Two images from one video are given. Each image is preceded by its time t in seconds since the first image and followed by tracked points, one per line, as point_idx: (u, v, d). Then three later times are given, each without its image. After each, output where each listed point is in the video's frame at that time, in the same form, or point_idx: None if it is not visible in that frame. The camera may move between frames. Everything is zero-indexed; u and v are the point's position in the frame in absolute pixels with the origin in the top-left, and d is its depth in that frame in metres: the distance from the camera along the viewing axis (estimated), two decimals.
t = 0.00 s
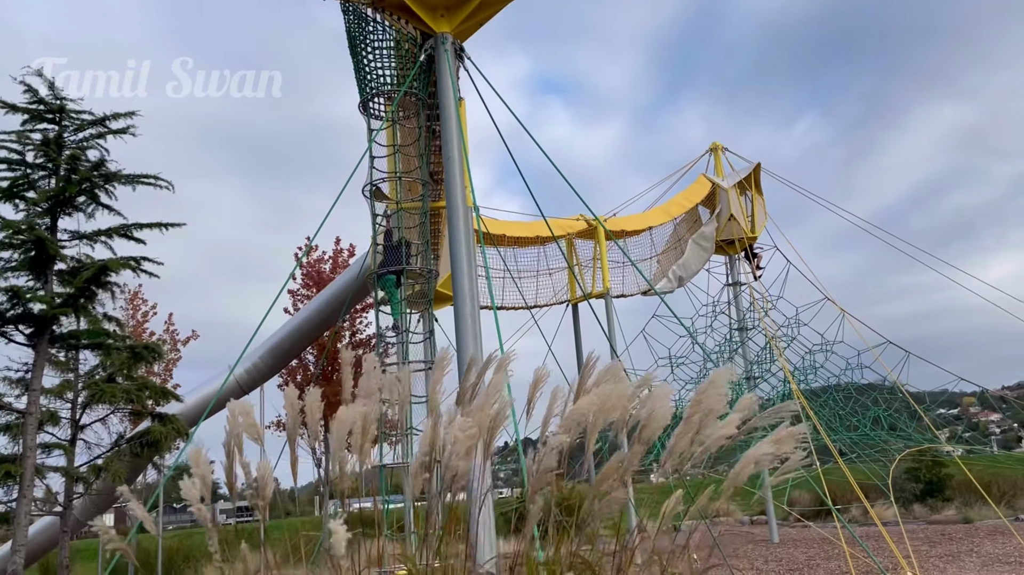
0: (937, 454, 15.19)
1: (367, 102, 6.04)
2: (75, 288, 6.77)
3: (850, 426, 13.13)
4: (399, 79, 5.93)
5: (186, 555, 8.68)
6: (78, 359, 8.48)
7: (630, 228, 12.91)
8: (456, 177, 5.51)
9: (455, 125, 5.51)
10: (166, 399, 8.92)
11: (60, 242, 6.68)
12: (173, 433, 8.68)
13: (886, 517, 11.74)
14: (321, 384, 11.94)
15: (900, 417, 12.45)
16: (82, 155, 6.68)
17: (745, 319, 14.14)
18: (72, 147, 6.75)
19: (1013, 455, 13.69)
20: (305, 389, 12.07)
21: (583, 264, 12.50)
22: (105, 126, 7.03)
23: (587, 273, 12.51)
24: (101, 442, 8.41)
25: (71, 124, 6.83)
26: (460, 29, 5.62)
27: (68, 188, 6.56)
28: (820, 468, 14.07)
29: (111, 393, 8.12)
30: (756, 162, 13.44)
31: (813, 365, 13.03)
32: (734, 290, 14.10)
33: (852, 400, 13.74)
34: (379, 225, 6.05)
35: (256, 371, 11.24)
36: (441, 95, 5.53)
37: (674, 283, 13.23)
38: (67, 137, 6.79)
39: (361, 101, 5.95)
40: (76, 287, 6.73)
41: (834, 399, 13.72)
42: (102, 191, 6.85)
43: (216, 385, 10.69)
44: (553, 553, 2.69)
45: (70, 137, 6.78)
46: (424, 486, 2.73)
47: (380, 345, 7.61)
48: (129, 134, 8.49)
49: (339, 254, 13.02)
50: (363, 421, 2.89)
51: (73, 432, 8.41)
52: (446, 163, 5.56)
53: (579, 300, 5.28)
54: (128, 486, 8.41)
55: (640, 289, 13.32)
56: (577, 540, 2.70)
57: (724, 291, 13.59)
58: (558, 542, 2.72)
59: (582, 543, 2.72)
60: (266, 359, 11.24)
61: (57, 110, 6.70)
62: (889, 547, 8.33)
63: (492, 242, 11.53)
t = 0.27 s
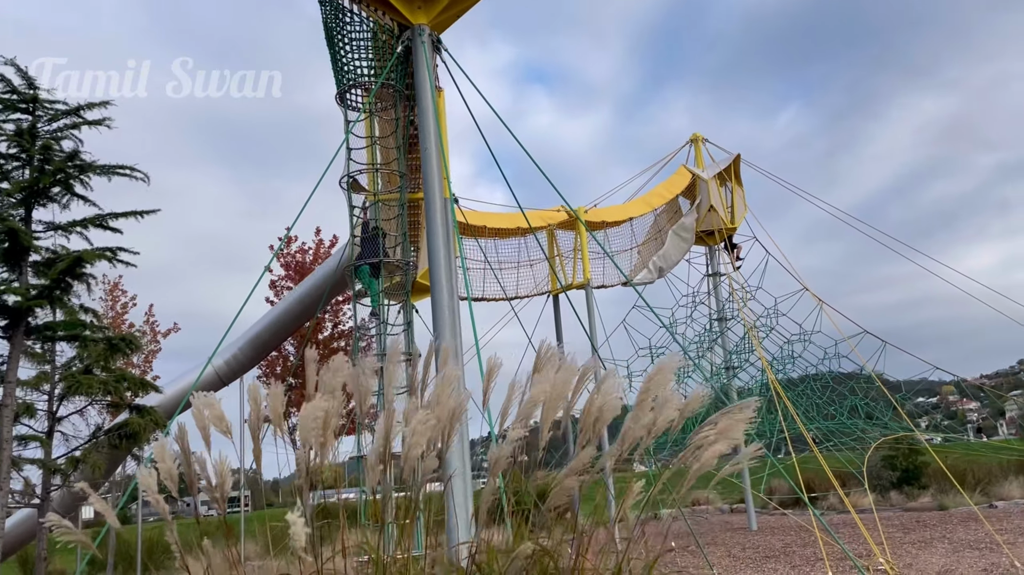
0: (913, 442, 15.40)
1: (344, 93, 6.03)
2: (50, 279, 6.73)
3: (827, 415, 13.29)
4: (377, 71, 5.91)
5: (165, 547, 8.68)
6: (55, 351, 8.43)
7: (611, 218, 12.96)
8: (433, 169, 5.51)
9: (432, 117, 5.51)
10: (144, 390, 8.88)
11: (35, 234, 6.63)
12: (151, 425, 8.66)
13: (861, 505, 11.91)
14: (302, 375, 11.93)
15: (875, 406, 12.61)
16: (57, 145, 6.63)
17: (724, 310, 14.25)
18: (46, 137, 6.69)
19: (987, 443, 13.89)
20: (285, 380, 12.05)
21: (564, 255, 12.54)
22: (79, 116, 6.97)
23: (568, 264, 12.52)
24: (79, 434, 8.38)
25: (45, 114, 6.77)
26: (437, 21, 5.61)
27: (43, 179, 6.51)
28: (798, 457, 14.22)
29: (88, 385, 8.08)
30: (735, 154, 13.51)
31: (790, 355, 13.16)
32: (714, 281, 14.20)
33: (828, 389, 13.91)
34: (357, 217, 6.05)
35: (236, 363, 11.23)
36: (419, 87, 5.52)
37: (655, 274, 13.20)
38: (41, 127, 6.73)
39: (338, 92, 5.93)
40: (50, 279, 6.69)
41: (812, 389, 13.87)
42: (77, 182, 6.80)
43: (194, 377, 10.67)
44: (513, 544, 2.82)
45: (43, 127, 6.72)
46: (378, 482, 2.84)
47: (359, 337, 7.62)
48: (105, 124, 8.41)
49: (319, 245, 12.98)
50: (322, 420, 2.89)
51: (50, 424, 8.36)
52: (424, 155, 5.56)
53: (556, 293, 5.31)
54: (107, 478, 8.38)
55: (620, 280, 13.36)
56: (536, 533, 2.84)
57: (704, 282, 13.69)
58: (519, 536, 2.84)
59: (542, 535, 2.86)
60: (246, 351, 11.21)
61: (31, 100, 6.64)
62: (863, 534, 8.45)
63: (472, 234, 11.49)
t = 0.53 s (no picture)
0: (884, 430, 15.67)
1: (319, 84, 6.03)
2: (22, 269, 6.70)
3: (798, 403, 13.48)
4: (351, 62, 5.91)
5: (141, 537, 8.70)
6: (27, 341, 8.38)
7: (588, 209, 13.06)
8: (407, 159, 5.52)
9: (406, 109, 5.53)
10: (118, 380, 8.87)
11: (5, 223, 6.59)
12: (126, 415, 8.66)
13: (830, 491, 12.12)
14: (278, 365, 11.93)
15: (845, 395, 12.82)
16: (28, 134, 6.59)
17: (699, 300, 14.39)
18: (17, 126, 6.65)
19: (954, 431, 14.16)
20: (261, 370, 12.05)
21: (541, 246, 12.60)
22: (50, 104, 6.93)
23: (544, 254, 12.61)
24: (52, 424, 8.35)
25: (15, 103, 6.72)
26: (411, 13, 5.62)
27: (14, 168, 6.47)
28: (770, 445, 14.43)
29: (62, 375, 8.05)
30: (711, 145, 13.62)
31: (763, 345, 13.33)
32: (689, 271, 14.35)
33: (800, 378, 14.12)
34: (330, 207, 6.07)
35: (211, 351, 11.22)
36: (393, 78, 5.53)
37: (630, 265, 13.29)
38: (12, 116, 6.68)
39: (312, 83, 5.94)
40: (22, 269, 6.67)
41: (784, 378, 14.06)
42: (49, 171, 6.77)
43: (170, 367, 10.66)
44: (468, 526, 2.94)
45: (14, 116, 6.68)
46: (340, 468, 2.92)
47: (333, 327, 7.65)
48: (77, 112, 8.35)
49: (294, 233, 12.96)
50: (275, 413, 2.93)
51: (23, 414, 8.33)
52: (398, 146, 5.57)
53: (527, 284, 5.33)
54: (81, 468, 8.37)
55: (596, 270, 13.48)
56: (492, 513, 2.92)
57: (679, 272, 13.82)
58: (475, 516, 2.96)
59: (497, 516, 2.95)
60: (221, 341, 11.21)
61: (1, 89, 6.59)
62: (829, 521, 8.62)
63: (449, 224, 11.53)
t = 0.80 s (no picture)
0: (856, 422, 15.89)
1: (293, 76, 6.01)
2: None
3: (772, 395, 13.61)
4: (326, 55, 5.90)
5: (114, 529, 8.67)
6: None
7: (566, 202, 13.11)
8: (382, 152, 5.51)
9: (380, 104, 5.53)
10: (91, 371, 8.80)
11: None
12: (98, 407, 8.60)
13: (802, 482, 12.27)
14: (253, 357, 11.89)
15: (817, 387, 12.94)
16: None
17: (674, 293, 14.48)
18: None
19: (925, 423, 14.36)
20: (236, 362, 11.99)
21: (518, 238, 12.61)
22: (21, 94, 6.86)
23: (522, 247, 12.58)
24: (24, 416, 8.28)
25: None
26: (387, 7, 5.61)
27: None
28: (744, 437, 14.56)
29: (33, 367, 7.98)
30: (688, 139, 13.71)
31: (738, 337, 13.46)
32: (665, 264, 14.44)
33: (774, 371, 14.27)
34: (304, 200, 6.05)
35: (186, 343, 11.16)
36: (368, 70, 5.52)
37: (607, 258, 13.42)
38: None
39: (287, 76, 5.92)
40: None
41: (758, 370, 14.17)
42: (19, 162, 6.71)
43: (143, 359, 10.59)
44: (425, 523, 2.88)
45: None
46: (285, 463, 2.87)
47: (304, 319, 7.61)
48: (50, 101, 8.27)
49: (269, 225, 12.90)
50: (218, 419, 2.59)
51: None
52: (373, 139, 5.56)
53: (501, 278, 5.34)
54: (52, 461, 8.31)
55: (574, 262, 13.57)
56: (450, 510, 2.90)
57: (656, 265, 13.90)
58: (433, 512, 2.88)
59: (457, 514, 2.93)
60: (196, 332, 11.15)
61: None
62: (800, 511, 8.75)
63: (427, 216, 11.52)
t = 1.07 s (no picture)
0: (825, 415, 16.08)
1: (261, 65, 5.92)
2: None
3: (742, 389, 13.71)
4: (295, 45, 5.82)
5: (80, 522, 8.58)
6: None
7: (540, 194, 13.11)
8: (350, 143, 5.45)
9: (349, 94, 5.47)
10: (57, 362, 8.67)
11: None
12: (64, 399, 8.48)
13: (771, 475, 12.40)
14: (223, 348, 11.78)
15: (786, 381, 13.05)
16: None
17: (647, 287, 14.55)
18: None
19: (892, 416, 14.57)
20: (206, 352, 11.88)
21: (492, 231, 12.58)
22: None
23: (496, 239, 12.53)
24: None
25: None
26: None
27: None
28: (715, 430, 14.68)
29: None
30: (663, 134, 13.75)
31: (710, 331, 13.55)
32: (639, 258, 14.50)
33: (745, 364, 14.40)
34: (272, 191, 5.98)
35: (154, 334, 11.02)
36: (337, 61, 5.46)
37: (582, 251, 13.40)
38: None
39: (254, 65, 5.83)
40: None
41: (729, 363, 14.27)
42: None
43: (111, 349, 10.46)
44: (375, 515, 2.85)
45: None
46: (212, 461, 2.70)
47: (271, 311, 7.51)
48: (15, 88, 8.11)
49: (240, 215, 12.78)
50: (143, 411, 2.52)
51: None
52: (341, 130, 5.49)
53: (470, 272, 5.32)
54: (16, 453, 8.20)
55: (548, 256, 13.58)
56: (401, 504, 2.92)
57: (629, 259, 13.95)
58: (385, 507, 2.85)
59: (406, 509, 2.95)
60: (165, 322, 11.03)
61: None
62: (766, 503, 8.85)
63: (401, 207, 11.46)
